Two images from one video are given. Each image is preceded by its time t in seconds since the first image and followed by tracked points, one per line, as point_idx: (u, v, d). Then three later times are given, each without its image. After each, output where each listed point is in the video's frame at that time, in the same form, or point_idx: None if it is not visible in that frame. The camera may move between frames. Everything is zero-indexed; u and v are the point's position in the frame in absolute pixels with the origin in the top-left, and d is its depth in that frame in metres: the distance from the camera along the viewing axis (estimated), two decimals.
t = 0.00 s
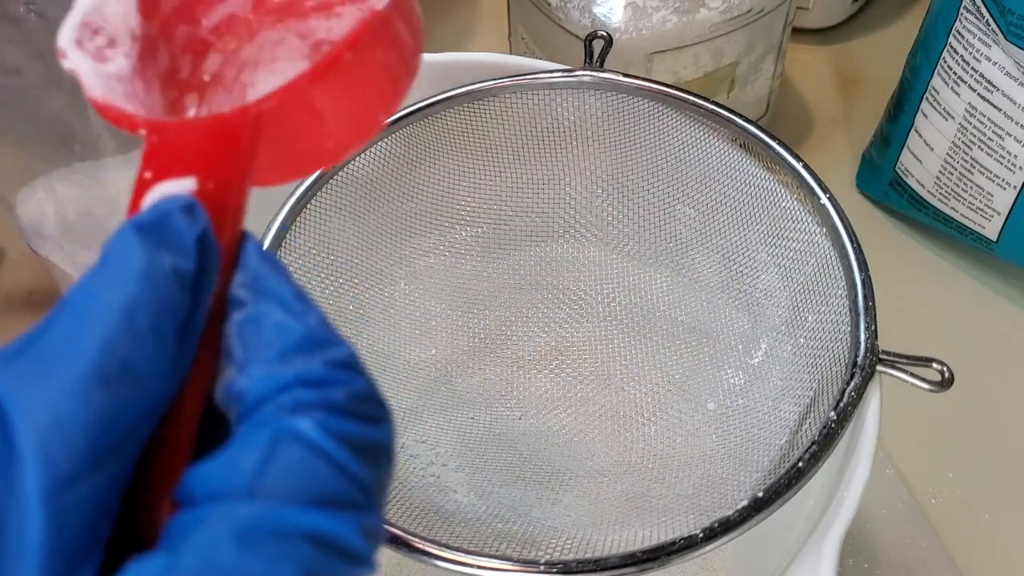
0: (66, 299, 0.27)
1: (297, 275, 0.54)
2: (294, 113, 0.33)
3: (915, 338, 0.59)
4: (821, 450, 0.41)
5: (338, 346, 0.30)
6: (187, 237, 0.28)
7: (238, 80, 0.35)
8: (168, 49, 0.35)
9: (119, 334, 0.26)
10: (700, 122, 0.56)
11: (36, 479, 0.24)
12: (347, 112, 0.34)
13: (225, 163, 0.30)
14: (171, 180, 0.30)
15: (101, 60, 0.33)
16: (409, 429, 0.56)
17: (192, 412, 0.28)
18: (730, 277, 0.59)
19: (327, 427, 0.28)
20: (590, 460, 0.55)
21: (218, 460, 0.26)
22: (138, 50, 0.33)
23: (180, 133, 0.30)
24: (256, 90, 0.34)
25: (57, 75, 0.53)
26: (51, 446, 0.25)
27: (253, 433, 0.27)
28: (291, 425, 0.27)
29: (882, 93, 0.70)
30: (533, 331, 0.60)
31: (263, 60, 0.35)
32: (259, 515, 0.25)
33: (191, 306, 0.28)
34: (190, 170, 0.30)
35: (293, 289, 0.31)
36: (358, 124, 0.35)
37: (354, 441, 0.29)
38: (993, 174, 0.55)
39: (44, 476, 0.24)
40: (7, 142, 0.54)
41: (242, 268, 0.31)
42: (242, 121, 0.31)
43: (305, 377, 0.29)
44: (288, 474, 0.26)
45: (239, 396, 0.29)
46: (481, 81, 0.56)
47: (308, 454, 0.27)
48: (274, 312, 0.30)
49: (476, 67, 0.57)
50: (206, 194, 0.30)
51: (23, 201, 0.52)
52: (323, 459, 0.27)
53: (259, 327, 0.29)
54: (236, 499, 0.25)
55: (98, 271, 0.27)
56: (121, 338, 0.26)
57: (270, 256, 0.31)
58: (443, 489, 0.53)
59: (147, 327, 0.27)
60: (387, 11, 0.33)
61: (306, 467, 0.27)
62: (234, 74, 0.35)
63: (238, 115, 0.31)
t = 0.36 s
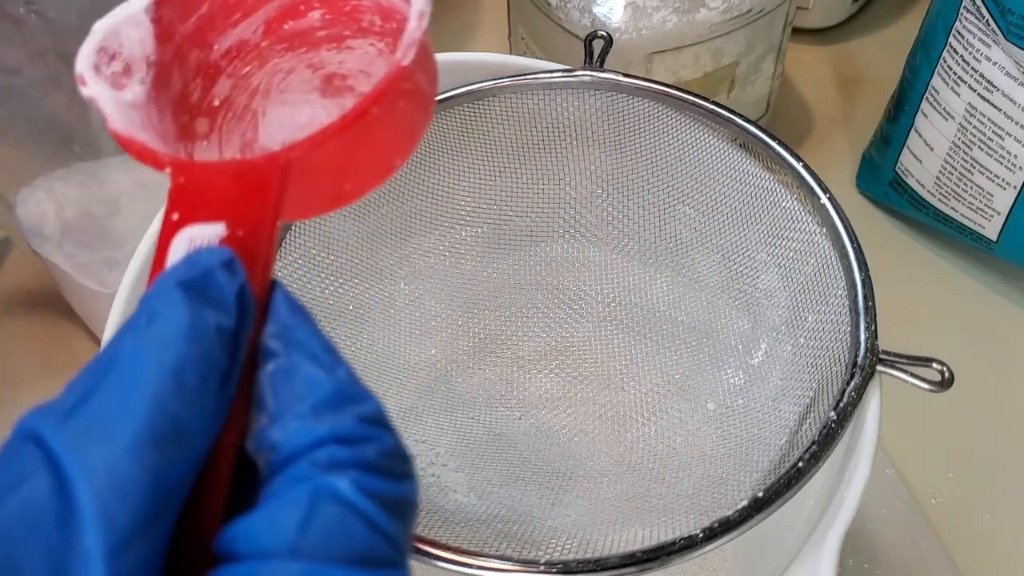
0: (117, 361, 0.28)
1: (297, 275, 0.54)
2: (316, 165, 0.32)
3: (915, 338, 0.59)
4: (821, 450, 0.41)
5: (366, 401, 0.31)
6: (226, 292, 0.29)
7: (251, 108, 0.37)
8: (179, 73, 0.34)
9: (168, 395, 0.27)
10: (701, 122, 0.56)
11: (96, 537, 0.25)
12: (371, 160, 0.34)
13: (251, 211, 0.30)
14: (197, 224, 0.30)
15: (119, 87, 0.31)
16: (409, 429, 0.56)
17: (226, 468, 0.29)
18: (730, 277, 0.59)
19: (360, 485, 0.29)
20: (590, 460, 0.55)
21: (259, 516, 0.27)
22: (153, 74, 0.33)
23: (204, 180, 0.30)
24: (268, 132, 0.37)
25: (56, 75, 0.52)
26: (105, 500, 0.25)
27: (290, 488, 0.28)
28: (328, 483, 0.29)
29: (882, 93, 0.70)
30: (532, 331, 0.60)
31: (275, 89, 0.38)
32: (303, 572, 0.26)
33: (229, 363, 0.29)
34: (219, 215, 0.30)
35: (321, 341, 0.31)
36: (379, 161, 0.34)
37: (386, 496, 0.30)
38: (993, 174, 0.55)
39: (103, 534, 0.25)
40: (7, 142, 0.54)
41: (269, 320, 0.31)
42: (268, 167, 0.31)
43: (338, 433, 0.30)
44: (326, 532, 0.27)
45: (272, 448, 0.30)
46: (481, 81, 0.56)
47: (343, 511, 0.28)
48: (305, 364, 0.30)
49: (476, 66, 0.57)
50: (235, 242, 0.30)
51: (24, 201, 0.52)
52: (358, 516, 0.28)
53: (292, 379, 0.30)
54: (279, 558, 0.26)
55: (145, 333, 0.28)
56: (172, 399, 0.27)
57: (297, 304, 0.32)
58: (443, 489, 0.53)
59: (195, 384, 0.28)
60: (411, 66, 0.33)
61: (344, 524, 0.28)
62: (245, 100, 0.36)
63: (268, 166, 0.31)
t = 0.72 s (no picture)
0: (127, 380, 0.27)
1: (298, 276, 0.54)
2: (317, 192, 0.33)
3: (916, 339, 0.59)
4: (821, 450, 0.41)
5: (364, 418, 0.30)
6: (232, 315, 0.28)
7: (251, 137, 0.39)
8: (185, 104, 0.35)
9: (179, 412, 0.26)
10: (701, 122, 0.56)
11: (109, 545, 0.24)
12: (362, 190, 0.34)
13: (254, 238, 0.30)
14: (204, 251, 0.30)
15: (127, 118, 0.32)
16: (409, 429, 0.56)
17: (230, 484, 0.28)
18: (731, 277, 0.59)
19: (361, 497, 0.28)
20: (590, 460, 0.55)
21: (263, 526, 0.27)
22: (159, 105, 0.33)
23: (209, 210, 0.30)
24: (268, 161, 0.40)
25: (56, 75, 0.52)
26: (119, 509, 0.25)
27: (292, 501, 0.28)
28: (329, 495, 0.28)
29: (882, 93, 0.70)
30: (532, 331, 0.60)
31: (274, 119, 0.40)
32: None
33: (234, 383, 0.28)
34: (224, 244, 0.30)
35: (322, 360, 0.31)
36: (374, 197, 0.35)
37: (387, 510, 0.29)
38: (993, 174, 0.55)
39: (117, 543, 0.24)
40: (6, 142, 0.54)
41: (273, 340, 0.31)
42: (273, 200, 0.31)
43: (340, 448, 0.29)
44: (326, 546, 0.27)
45: (274, 463, 0.29)
46: (481, 81, 0.56)
47: (343, 522, 0.28)
48: (306, 381, 0.30)
49: (475, 66, 0.57)
50: (239, 267, 0.30)
51: (24, 202, 0.52)
52: (357, 528, 0.28)
53: (293, 396, 0.30)
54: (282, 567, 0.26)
55: (153, 354, 0.27)
56: (181, 415, 0.26)
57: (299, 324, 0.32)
58: (443, 489, 0.53)
59: (203, 403, 0.27)
60: (409, 99, 0.33)
61: (343, 538, 0.27)
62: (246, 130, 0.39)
63: (272, 195, 0.31)
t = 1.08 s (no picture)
0: (167, 391, 0.27)
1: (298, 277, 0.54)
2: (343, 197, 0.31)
3: (915, 338, 0.59)
4: (821, 450, 0.41)
5: (392, 428, 0.31)
6: (268, 321, 0.28)
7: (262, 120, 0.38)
8: (195, 81, 0.33)
9: (219, 423, 0.26)
10: (701, 122, 0.56)
11: (154, 559, 0.24)
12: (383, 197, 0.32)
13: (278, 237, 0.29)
14: (229, 247, 0.29)
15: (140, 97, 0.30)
16: (409, 429, 0.56)
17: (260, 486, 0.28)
18: (730, 277, 0.59)
19: (394, 513, 0.29)
20: (589, 460, 0.55)
21: (299, 542, 0.27)
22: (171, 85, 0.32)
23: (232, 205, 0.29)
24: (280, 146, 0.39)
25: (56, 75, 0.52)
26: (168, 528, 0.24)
27: (325, 516, 0.28)
28: (363, 510, 0.28)
29: (881, 93, 0.70)
30: (532, 332, 0.60)
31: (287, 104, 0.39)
32: None
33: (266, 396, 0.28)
34: (249, 241, 0.29)
35: (350, 368, 0.31)
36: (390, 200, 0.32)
37: (414, 525, 0.29)
38: (993, 174, 0.55)
39: (162, 557, 0.24)
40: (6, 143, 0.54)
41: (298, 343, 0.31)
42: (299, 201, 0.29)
43: (370, 463, 0.29)
44: (357, 563, 0.27)
45: (304, 471, 0.29)
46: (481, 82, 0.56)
47: (376, 540, 0.28)
48: (335, 391, 0.30)
49: (475, 66, 0.57)
50: (265, 266, 0.30)
51: (24, 202, 0.52)
52: (388, 543, 0.28)
53: (321, 407, 0.30)
54: None
55: (195, 361, 0.27)
56: (221, 428, 0.26)
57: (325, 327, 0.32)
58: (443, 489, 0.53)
59: (243, 415, 0.27)
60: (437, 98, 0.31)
61: (374, 559, 0.28)
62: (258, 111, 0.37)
63: (298, 195, 0.29)
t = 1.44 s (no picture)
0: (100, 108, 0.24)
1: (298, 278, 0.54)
2: None
3: (915, 337, 0.59)
4: (821, 450, 0.41)
5: (386, 158, 0.27)
6: (223, 39, 0.25)
7: None
8: None
9: (155, 130, 0.24)
10: (701, 122, 0.56)
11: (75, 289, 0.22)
12: None
13: None
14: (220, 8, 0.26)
15: None
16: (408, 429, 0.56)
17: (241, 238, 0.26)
18: (731, 277, 0.59)
19: (385, 232, 0.26)
20: (589, 460, 0.55)
21: (269, 266, 0.24)
22: None
23: None
24: None
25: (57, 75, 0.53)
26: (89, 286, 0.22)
27: (302, 239, 0.25)
28: (343, 229, 0.25)
29: (881, 93, 0.70)
30: (533, 332, 0.60)
31: None
32: (314, 311, 0.23)
33: (235, 111, 0.26)
34: None
35: (333, 105, 0.28)
36: None
37: (415, 248, 0.26)
38: (992, 174, 0.55)
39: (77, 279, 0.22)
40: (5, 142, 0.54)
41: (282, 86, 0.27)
42: None
43: (357, 186, 0.26)
44: (346, 273, 0.24)
45: (289, 213, 0.26)
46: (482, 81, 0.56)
47: (364, 258, 0.25)
48: (318, 124, 0.27)
49: (475, 66, 0.57)
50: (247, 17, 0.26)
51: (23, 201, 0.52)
52: (380, 263, 0.25)
53: (303, 142, 0.26)
54: (292, 297, 0.23)
55: (129, 71, 0.25)
56: (157, 135, 0.24)
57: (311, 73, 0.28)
58: (444, 489, 0.53)
59: (185, 126, 0.24)
60: None
61: (362, 270, 0.24)
62: None
63: None
